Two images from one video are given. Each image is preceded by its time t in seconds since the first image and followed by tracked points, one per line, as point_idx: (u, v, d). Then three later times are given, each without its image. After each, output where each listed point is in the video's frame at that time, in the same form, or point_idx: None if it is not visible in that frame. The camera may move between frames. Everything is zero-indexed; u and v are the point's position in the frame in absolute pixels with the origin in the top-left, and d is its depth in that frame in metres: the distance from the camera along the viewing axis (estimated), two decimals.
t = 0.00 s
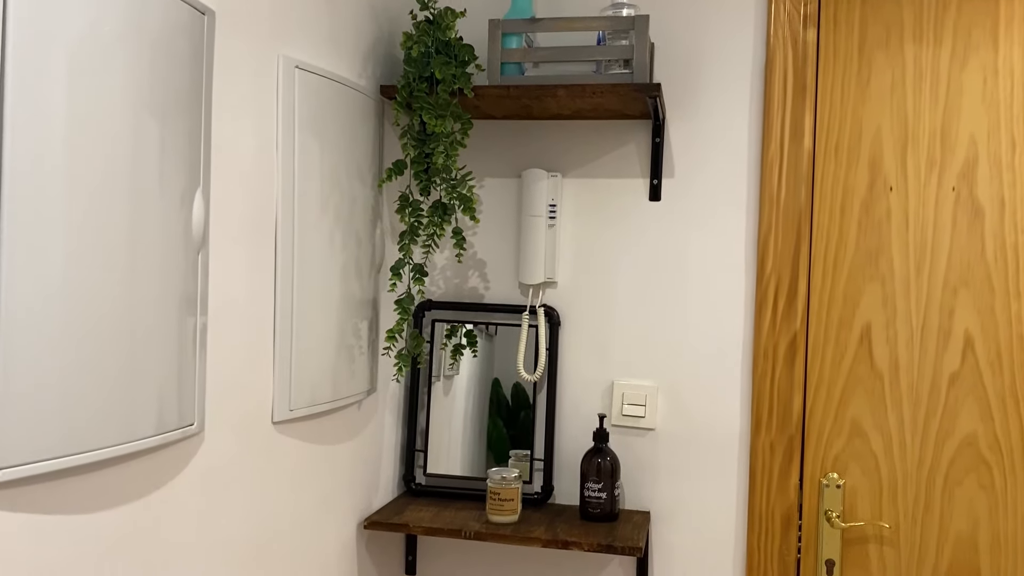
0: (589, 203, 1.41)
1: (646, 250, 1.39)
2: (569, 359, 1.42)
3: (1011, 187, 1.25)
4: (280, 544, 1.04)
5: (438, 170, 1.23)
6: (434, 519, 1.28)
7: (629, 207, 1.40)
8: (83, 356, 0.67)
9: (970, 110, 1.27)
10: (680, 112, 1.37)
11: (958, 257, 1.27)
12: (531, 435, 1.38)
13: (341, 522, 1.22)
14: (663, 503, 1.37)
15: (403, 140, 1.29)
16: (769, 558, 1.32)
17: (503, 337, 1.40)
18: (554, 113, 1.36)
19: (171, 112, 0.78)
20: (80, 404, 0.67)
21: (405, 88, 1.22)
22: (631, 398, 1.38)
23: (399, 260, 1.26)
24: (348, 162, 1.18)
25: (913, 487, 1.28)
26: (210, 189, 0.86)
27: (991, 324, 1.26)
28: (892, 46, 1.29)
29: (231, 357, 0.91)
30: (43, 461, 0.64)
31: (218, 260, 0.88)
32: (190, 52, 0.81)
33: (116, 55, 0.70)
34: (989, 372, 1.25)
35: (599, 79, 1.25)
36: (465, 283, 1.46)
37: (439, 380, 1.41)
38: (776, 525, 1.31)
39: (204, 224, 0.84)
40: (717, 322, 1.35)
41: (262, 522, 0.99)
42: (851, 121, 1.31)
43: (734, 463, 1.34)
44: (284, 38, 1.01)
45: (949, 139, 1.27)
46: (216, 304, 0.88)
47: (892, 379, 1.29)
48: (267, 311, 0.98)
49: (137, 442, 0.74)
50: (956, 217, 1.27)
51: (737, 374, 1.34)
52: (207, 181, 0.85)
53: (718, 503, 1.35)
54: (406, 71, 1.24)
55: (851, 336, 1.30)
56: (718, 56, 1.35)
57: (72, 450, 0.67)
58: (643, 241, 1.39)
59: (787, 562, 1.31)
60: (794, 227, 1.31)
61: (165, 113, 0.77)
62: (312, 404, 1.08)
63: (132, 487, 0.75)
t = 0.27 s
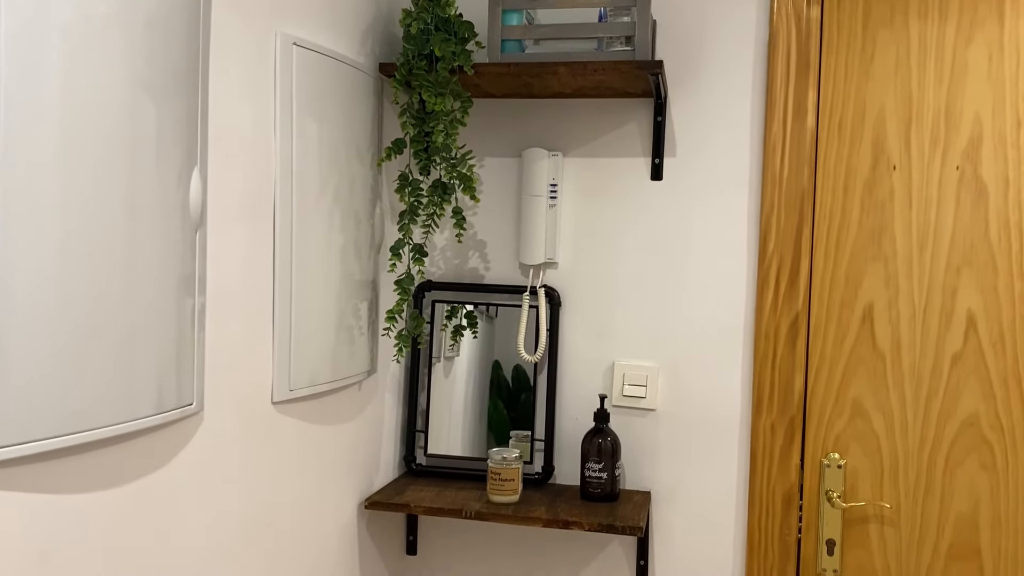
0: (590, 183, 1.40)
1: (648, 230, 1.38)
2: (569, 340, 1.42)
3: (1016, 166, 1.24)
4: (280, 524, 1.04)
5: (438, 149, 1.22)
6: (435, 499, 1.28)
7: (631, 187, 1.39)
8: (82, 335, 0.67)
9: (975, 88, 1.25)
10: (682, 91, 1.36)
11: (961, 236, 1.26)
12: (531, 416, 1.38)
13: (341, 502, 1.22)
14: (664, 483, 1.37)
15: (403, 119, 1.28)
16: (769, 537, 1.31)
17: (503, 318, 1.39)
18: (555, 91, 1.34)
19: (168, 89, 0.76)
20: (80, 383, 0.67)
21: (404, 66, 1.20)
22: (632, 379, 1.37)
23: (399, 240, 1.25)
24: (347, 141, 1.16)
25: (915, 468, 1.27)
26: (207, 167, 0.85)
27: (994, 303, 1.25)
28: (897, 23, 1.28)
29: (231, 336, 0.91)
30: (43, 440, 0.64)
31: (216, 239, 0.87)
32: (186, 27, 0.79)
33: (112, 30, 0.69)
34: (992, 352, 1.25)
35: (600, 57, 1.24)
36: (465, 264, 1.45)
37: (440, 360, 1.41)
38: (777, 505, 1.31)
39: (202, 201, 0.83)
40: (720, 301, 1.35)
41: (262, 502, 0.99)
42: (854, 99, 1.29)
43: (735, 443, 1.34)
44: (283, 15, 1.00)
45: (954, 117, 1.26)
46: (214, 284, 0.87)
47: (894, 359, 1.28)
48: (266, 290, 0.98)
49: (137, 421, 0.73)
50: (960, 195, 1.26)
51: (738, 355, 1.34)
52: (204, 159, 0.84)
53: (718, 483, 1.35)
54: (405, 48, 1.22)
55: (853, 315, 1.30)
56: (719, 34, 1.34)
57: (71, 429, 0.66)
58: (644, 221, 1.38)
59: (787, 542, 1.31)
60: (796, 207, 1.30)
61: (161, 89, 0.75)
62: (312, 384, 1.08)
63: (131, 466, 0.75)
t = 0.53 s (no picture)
0: (591, 164, 1.40)
1: (649, 212, 1.37)
2: (570, 322, 1.41)
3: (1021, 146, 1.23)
4: (281, 506, 1.04)
5: (438, 129, 1.21)
6: (436, 481, 1.28)
7: (633, 168, 1.38)
8: (80, 316, 0.66)
9: (981, 67, 1.24)
10: (685, 71, 1.35)
11: (965, 217, 1.25)
12: (531, 399, 1.38)
13: (342, 484, 1.22)
14: (665, 465, 1.38)
15: (403, 99, 1.26)
16: (770, 519, 1.32)
17: (503, 300, 1.39)
18: (556, 71, 1.33)
19: (165, 68, 0.75)
20: (78, 364, 0.66)
21: (403, 45, 1.19)
22: (633, 361, 1.37)
23: (399, 222, 1.24)
24: (347, 121, 1.15)
25: (916, 449, 1.27)
26: (205, 147, 0.84)
27: (997, 285, 1.24)
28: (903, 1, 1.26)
29: (230, 318, 0.91)
30: (41, 421, 0.63)
31: (214, 220, 0.87)
32: (183, 4, 0.78)
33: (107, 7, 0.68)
34: (995, 334, 1.24)
35: (602, 36, 1.22)
36: (465, 246, 1.45)
37: (440, 343, 1.41)
38: (778, 487, 1.31)
39: (200, 182, 0.82)
40: (722, 283, 1.34)
41: (263, 484, 0.99)
42: (859, 78, 1.28)
43: (736, 425, 1.34)
44: None
45: (959, 97, 1.25)
46: (213, 266, 0.87)
47: (896, 341, 1.28)
48: (265, 272, 0.97)
49: (136, 402, 0.73)
50: (964, 176, 1.25)
51: (740, 337, 1.34)
52: (202, 139, 0.83)
53: (719, 465, 1.35)
54: (405, 27, 1.20)
55: (856, 297, 1.29)
56: (722, 12, 1.33)
57: (70, 410, 0.66)
58: (646, 202, 1.37)
59: (788, 524, 1.31)
60: (799, 187, 1.29)
61: (158, 69, 0.74)
62: (312, 366, 1.08)
63: (130, 448, 0.75)
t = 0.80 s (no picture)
0: (594, 147, 1.38)
1: (652, 194, 1.37)
2: (572, 305, 1.41)
3: None
4: (283, 489, 1.04)
5: (439, 110, 1.19)
6: (438, 464, 1.28)
7: (635, 150, 1.37)
8: (82, 297, 0.65)
9: (988, 47, 1.22)
10: (689, 51, 1.34)
11: (970, 199, 1.24)
12: (533, 382, 1.38)
13: (344, 467, 1.23)
14: (667, 448, 1.38)
15: (403, 80, 1.25)
16: (772, 502, 1.32)
17: (505, 284, 1.38)
18: (558, 52, 1.31)
19: (162, 48, 0.74)
20: (79, 347, 0.65)
21: (404, 25, 1.18)
22: (636, 344, 1.37)
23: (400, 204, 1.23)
24: (347, 102, 1.14)
25: (919, 433, 1.27)
26: (204, 129, 0.83)
27: (1002, 268, 1.23)
28: None
29: (231, 301, 0.90)
30: (42, 403, 0.63)
31: (214, 202, 0.86)
32: None
33: None
34: (999, 317, 1.23)
35: (605, 16, 1.20)
36: (467, 229, 1.44)
37: (442, 327, 1.40)
38: (781, 471, 1.31)
39: (200, 163, 0.81)
40: (726, 267, 1.34)
41: (265, 467, 0.99)
42: (864, 59, 1.26)
43: (738, 408, 1.34)
44: None
45: (966, 78, 1.23)
46: (213, 249, 0.86)
47: (900, 324, 1.27)
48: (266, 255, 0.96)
49: (137, 385, 0.73)
50: (970, 158, 1.24)
51: (743, 320, 1.33)
52: (201, 120, 0.82)
53: (722, 448, 1.35)
54: (405, 7, 1.19)
55: (859, 280, 1.28)
56: None
57: (71, 393, 0.65)
58: (649, 185, 1.37)
59: (791, 507, 1.31)
60: (803, 169, 1.28)
61: (155, 49, 0.73)
62: (314, 349, 1.07)
63: (131, 430, 0.74)
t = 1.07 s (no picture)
0: (596, 131, 1.38)
1: (654, 179, 1.36)
2: (574, 291, 1.41)
3: None
4: (284, 474, 1.04)
5: (440, 94, 1.18)
6: (439, 450, 1.29)
7: (637, 135, 1.36)
8: (83, 282, 0.65)
9: (994, 30, 1.21)
10: (692, 35, 1.32)
11: (974, 184, 1.23)
12: (534, 368, 1.38)
13: (345, 453, 1.23)
14: (668, 433, 1.38)
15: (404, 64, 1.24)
16: (773, 488, 1.32)
17: (506, 270, 1.38)
18: (560, 35, 1.30)
19: (161, 31, 0.73)
20: (79, 332, 0.65)
21: (404, 8, 1.16)
22: (637, 330, 1.37)
23: (401, 189, 1.23)
24: (347, 86, 1.13)
25: (921, 419, 1.27)
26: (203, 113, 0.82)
27: (1006, 253, 1.23)
28: None
29: (232, 286, 0.90)
30: (46, 387, 0.62)
31: (214, 186, 0.85)
32: None
33: None
34: (1002, 303, 1.23)
35: None
36: (468, 214, 1.43)
37: (443, 313, 1.40)
38: (782, 457, 1.31)
39: (199, 148, 0.81)
40: (728, 252, 1.33)
41: (266, 452, 0.99)
42: (868, 42, 1.25)
43: (740, 394, 1.34)
44: None
45: (970, 62, 1.22)
46: (213, 234, 0.86)
47: (902, 310, 1.27)
48: (266, 240, 0.96)
49: (137, 370, 0.72)
50: (974, 143, 1.23)
51: (745, 306, 1.33)
52: (200, 104, 0.81)
53: (723, 434, 1.35)
54: None
55: (862, 266, 1.28)
56: None
57: (73, 377, 0.65)
58: (651, 170, 1.36)
59: (792, 493, 1.31)
60: (806, 154, 1.27)
61: (154, 32, 0.72)
62: (314, 334, 1.07)
63: (131, 415, 0.74)
